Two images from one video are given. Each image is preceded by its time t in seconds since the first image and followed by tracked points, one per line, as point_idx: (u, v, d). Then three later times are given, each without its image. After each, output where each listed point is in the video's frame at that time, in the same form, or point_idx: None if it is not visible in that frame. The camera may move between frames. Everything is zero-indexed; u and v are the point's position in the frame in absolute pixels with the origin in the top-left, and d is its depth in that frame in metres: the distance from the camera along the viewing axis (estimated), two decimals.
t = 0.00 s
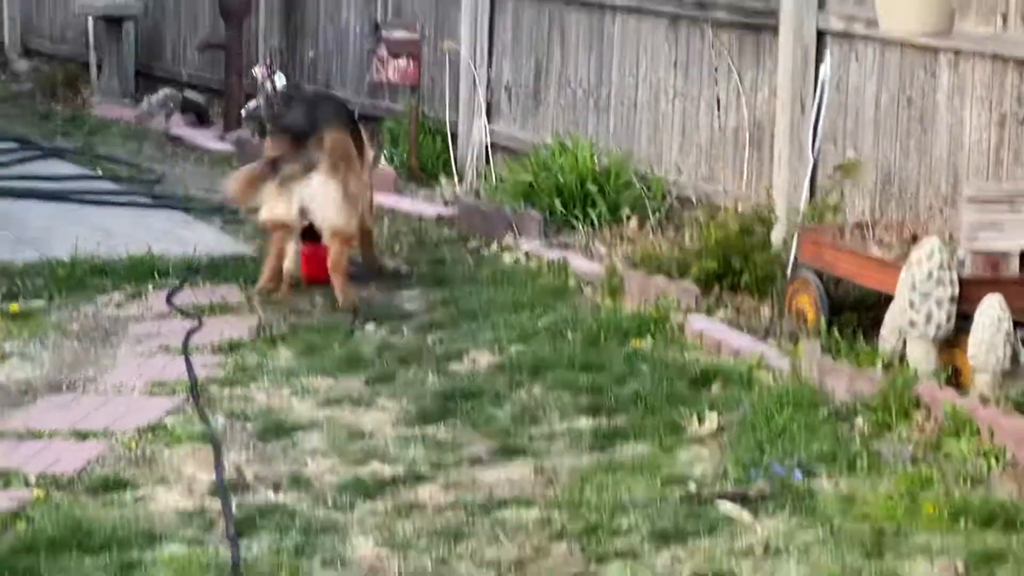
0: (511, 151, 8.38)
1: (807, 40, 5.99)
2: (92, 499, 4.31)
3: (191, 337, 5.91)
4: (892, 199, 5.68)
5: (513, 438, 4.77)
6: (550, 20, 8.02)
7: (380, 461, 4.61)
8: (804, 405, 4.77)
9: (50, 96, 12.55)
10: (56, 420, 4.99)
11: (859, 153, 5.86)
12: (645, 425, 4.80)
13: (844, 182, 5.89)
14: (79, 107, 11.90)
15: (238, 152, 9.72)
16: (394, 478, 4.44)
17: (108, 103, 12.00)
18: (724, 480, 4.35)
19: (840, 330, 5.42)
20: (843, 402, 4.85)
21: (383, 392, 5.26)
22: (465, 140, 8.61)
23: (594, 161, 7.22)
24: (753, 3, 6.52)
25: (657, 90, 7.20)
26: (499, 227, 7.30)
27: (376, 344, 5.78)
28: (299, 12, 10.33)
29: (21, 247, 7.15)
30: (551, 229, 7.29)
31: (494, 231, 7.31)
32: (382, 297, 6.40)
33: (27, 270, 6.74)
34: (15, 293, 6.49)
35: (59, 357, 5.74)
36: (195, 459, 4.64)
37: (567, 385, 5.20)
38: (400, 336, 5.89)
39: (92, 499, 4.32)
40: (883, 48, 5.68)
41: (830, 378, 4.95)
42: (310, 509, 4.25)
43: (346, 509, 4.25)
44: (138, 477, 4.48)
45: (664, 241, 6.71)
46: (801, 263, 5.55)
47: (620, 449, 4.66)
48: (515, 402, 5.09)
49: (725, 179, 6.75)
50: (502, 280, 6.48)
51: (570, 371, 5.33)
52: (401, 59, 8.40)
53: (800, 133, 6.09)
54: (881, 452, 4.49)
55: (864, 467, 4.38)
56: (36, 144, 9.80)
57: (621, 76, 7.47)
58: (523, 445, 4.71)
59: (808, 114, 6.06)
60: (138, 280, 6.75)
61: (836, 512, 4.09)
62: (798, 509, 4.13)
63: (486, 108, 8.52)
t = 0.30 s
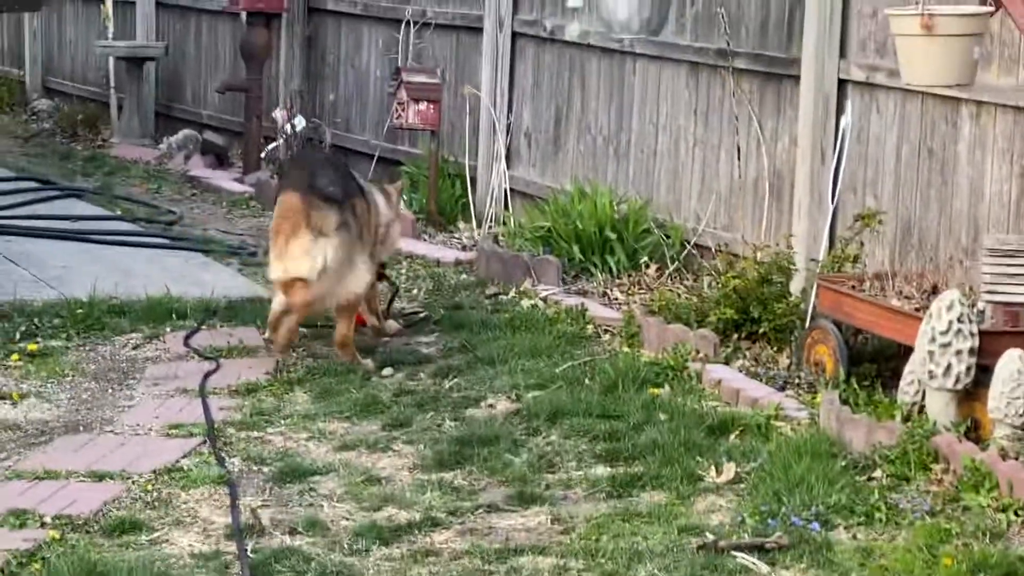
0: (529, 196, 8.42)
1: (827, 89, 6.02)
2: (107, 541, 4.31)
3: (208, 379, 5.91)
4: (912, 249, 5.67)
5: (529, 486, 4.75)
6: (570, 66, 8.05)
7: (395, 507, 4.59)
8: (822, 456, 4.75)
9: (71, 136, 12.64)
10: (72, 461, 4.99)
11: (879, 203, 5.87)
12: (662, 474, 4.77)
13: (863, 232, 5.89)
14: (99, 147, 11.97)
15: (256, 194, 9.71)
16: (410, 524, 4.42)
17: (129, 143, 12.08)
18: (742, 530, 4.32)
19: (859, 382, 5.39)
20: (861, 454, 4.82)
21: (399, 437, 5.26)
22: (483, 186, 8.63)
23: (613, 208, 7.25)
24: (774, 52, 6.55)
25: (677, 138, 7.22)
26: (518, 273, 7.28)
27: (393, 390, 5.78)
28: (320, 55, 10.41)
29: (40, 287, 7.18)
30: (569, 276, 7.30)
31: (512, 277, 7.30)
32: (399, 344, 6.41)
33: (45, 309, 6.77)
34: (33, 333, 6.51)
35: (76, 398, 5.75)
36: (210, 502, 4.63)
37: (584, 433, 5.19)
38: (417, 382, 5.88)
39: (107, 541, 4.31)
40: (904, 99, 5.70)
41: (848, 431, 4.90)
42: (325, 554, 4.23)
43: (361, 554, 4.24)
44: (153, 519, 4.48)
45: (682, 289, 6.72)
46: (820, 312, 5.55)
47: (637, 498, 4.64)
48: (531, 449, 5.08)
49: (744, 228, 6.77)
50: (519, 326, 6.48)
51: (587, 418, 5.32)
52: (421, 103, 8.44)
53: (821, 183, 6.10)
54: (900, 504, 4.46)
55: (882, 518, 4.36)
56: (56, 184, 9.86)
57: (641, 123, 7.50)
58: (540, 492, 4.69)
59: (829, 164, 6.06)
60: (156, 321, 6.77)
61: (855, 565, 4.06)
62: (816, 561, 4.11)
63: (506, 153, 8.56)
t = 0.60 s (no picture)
0: (552, 215, 8.47)
1: (852, 109, 6.01)
2: (131, 558, 4.32)
3: (231, 397, 5.93)
4: (937, 271, 5.68)
5: (552, 505, 4.75)
6: (595, 85, 8.07)
7: (419, 525, 4.60)
8: (846, 476, 4.74)
9: (96, 153, 12.72)
10: (96, 478, 5.01)
11: (903, 223, 5.88)
12: (685, 494, 4.77)
13: (887, 253, 5.89)
14: (124, 165, 12.05)
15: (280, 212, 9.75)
16: (432, 542, 4.42)
17: (153, 161, 12.15)
18: (765, 550, 4.31)
19: (883, 403, 5.38)
20: (885, 474, 4.80)
21: (422, 455, 5.26)
22: (507, 205, 8.66)
23: (637, 227, 7.26)
24: (799, 73, 6.55)
25: (701, 157, 7.23)
26: (541, 292, 7.29)
27: (416, 408, 5.78)
28: (345, 74, 10.47)
29: (65, 304, 7.22)
30: (592, 295, 7.31)
31: (536, 296, 7.31)
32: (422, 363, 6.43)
33: (71, 326, 6.80)
34: (58, 350, 6.55)
35: (100, 415, 5.78)
36: (233, 520, 4.64)
37: (607, 453, 5.20)
38: (440, 400, 5.89)
39: (131, 558, 4.33)
40: (930, 118, 5.71)
41: (871, 452, 4.89)
42: (348, 571, 4.23)
43: (384, 572, 4.24)
44: (177, 537, 4.49)
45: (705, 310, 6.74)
46: (844, 332, 5.54)
47: (660, 518, 4.63)
48: (555, 468, 5.08)
49: (768, 248, 6.78)
50: (542, 346, 6.49)
51: (610, 438, 5.33)
52: (445, 122, 8.47)
53: (845, 204, 6.10)
54: (924, 526, 4.45)
55: (906, 539, 4.34)
56: (81, 202, 9.92)
57: (666, 142, 7.51)
58: (563, 511, 4.69)
59: (853, 183, 6.06)
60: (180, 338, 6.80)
61: None
62: None
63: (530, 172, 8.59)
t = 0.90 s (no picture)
0: (565, 219, 8.48)
1: (865, 112, 6.01)
2: (145, 561, 4.33)
3: (245, 400, 5.95)
4: (950, 274, 5.68)
5: (565, 508, 4.75)
6: (607, 89, 8.08)
7: (432, 528, 4.60)
8: (860, 479, 4.74)
9: (109, 158, 12.75)
10: (109, 481, 5.02)
11: (917, 225, 5.88)
12: (699, 496, 4.77)
13: (901, 256, 5.89)
14: (137, 170, 12.08)
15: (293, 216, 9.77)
16: (446, 544, 4.42)
17: (167, 166, 12.18)
18: (779, 553, 4.30)
19: (897, 406, 5.38)
20: (898, 477, 4.80)
21: (436, 458, 5.27)
22: (520, 209, 8.67)
23: (651, 231, 7.27)
24: (812, 75, 6.55)
25: (714, 161, 7.23)
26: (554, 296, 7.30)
27: (430, 411, 5.80)
28: (358, 78, 10.49)
29: (79, 309, 7.25)
30: (606, 298, 7.32)
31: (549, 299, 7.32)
32: (435, 366, 6.45)
33: (85, 330, 6.82)
34: (72, 354, 6.56)
35: (114, 419, 5.80)
36: (247, 523, 4.65)
37: (621, 456, 5.20)
38: (455, 404, 5.90)
39: (145, 561, 4.33)
40: (943, 121, 5.71)
41: (885, 455, 4.89)
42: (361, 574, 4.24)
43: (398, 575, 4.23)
44: (192, 540, 4.50)
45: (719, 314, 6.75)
46: (857, 335, 5.54)
47: (674, 521, 4.63)
48: (568, 471, 5.08)
49: (781, 251, 6.78)
50: (556, 349, 6.49)
51: (624, 441, 5.33)
52: (459, 126, 8.47)
53: (859, 207, 6.08)
54: (939, 528, 4.45)
55: (920, 542, 4.34)
56: (95, 206, 9.95)
57: (679, 146, 7.51)
58: (576, 514, 4.69)
59: (867, 185, 6.04)
60: (193, 343, 6.82)
61: None
62: None
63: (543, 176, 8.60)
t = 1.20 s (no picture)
0: (574, 218, 8.49)
1: (874, 111, 6.00)
2: (155, 561, 4.33)
3: (255, 400, 5.96)
4: (960, 273, 5.68)
5: (575, 507, 4.75)
6: (616, 88, 8.08)
7: (442, 528, 4.60)
8: (870, 477, 4.74)
9: (118, 158, 12.78)
10: (119, 481, 5.03)
11: (926, 224, 5.87)
12: (709, 495, 4.77)
13: (910, 254, 5.89)
14: (146, 169, 12.10)
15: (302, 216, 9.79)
16: (456, 544, 4.42)
17: (176, 165, 12.21)
18: (789, 552, 4.30)
19: (907, 405, 5.38)
20: (908, 476, 4.80)
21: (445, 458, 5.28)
22: (529, 208, 8.67)
23: (660, 230, 7.28)
24: (821, 74, 6.54)
25: (723, 160, 7.23)
26: (563, 294, 7.29)
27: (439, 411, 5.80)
28: (366, 78, 10.50)
29: (89, 309, 7.26)
30: (615, 297, 7.32)
31: (558, 298, 7.31)
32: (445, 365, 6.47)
33: (94, 330, 6.83)
34: (81, 354, 6.58)
35: (123, 418, 5.81)
36: (257, 523, 4.65)
37: (630, 455, 5.21)
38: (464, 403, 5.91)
39: (155, 561, 4.34)
40: (952, 119, 5.70)
41: (895, 454, 4.89)
42: (371, 574, 4.23)
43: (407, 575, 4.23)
44: (201, 540, 4.50)
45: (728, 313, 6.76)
46: (867, 334, 5.54)
47: (683, 520, 4.64)
48: (578, 470, 5.09)
49: (790, 250, 6.77)
50: (565, 348, 6.49)
51: (634, 440, 5.33)
52: (467, 126, 8.48)
53: (868, 203, 6.07)
54: (948, 527, 4.45)
55: (930, 541, 4.34)
56: (104, 206, 9.97)
57: (687, 144, 7.51)
58: (585, 513, 4.70)
59: (876, 185, 6.04)
60: (203, 342, 6.84)
61: None
62: None
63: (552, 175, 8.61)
